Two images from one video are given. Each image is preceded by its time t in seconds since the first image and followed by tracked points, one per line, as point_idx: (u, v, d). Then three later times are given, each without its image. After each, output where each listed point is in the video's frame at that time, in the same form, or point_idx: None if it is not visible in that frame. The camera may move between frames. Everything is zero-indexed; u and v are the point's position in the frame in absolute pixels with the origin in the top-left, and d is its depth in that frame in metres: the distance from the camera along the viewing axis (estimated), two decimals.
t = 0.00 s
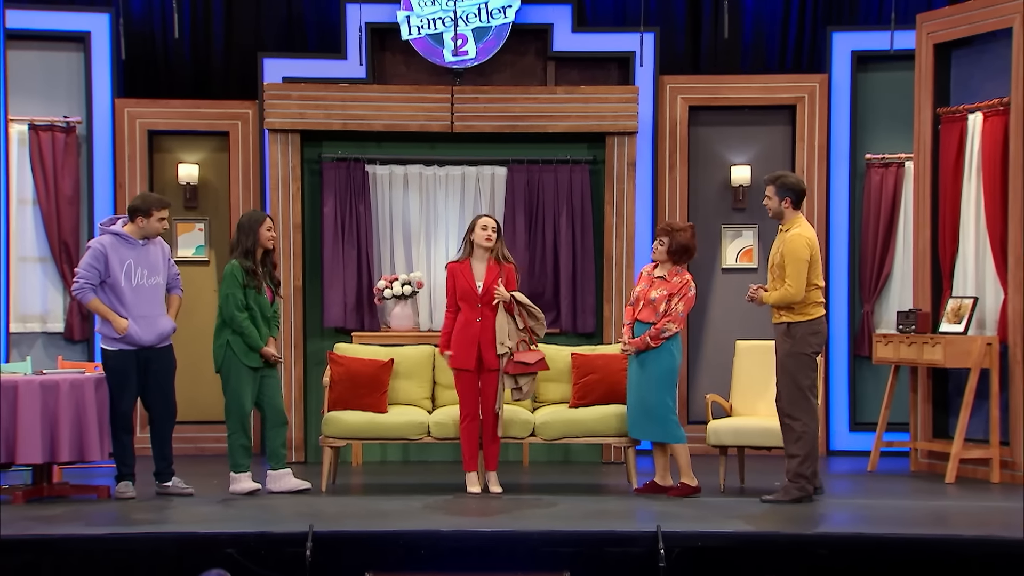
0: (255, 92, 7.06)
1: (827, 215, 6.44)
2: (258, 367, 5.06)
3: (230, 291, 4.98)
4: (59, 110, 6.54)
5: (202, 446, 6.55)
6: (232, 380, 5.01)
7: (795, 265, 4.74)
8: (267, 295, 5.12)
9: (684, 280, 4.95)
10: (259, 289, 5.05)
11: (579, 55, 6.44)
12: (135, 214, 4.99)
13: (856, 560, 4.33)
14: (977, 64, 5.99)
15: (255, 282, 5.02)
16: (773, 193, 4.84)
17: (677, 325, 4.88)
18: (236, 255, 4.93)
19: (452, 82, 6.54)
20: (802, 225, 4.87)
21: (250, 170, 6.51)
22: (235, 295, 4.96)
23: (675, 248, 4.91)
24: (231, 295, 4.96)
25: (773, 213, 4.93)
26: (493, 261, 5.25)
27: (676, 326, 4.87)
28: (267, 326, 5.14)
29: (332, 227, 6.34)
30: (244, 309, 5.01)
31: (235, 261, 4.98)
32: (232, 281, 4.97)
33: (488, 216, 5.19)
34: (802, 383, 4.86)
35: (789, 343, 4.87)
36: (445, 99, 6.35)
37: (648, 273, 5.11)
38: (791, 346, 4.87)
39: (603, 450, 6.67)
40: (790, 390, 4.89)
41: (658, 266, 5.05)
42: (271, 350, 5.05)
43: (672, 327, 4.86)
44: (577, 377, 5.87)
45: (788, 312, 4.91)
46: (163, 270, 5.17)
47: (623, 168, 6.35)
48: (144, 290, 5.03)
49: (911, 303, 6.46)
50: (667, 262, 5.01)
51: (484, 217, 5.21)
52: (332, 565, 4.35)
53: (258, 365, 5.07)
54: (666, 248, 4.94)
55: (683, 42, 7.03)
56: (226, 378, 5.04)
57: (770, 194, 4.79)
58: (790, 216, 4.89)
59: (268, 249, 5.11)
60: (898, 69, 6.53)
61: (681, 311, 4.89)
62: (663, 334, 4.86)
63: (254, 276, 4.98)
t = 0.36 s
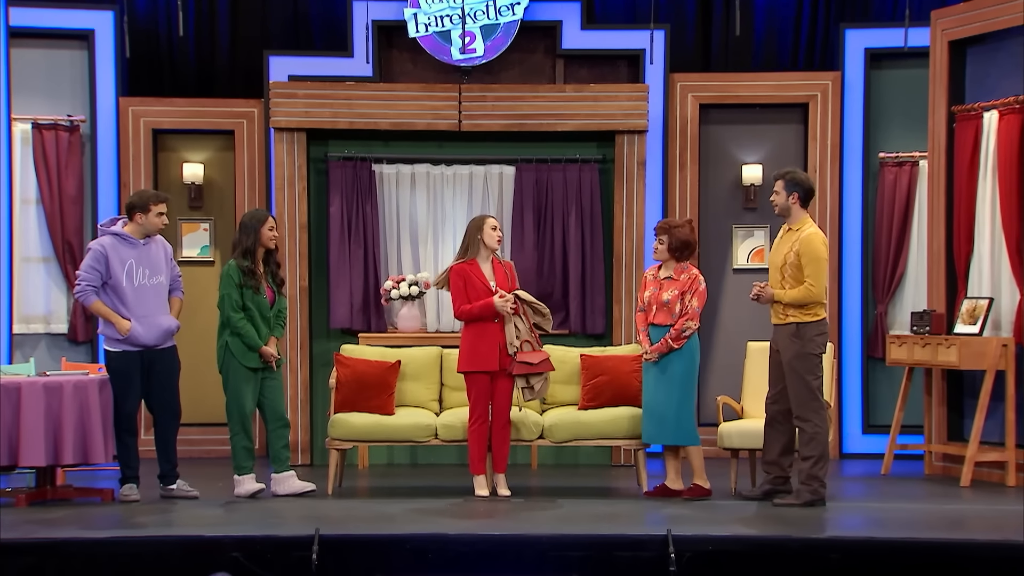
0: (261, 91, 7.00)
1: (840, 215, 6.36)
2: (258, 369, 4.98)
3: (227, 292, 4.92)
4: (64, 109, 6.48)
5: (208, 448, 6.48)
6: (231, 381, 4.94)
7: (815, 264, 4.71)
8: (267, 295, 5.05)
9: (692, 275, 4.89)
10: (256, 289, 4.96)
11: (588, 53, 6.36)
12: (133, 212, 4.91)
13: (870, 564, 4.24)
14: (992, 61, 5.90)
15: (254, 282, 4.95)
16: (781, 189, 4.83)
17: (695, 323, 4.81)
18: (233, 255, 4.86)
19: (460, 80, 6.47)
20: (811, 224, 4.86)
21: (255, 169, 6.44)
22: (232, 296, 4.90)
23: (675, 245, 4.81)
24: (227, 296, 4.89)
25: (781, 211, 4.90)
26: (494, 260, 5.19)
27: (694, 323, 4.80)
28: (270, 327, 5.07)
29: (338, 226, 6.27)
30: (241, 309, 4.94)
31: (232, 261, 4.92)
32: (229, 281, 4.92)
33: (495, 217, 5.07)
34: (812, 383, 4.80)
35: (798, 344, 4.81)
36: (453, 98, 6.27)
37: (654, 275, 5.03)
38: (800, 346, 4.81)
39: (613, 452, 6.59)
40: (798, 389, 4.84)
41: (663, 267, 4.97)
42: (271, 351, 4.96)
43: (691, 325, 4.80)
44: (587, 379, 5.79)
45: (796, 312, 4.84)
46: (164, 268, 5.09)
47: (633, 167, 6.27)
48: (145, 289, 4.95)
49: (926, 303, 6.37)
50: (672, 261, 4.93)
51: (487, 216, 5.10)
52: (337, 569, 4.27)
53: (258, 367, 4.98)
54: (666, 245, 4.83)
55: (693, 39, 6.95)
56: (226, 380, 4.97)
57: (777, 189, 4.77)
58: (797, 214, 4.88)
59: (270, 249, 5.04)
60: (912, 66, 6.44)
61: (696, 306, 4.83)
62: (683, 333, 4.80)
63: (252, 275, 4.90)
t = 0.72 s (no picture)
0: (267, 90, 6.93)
1: (852, 215, 6.27)
2: (278, 368, 4.91)
3: (241, 293, 4.84)
4: (67, 108, 6.42)
5: (212, 450, 6.41)
6: (250, 383, 4.87)
7: (823, 262, 4.63)
8: (281, 294, 4.98)
9: (709, 273, 4.81)
10: (270, 289, 4.90)
11: (597, 51, 6.29)
12: (134, 211, 4.84)
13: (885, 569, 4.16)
14: (1007, 59, 5.80)
15: (267, 282, 4.88)
16: (779, 191, 4.74)
17: (710, 320, 4.72)
18: (244, 255, 4.79)
19: (467, 78, 6.40)
20: (812, 223, 4.79)
21: (260, 168, 6.37)
22: (246, 296, 4.82)
23: (691, 245, 4.76)
24: (243, 297, 4.82)
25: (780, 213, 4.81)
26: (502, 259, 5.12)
27: (708, 320, 4.72)
28: (287, 326, 5.01)
29: (344, 226, 6.20)
30: (257, 309, 4.87)
31: (244, 262, 4.84)
32: (243, 282, 4.83)
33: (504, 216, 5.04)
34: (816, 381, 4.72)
35: (803, 345, 4.73)
36: (460, 96, 6.20)
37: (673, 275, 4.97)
38: (805, 347, 4.73)
39: (622, 455, 6.51)
40: (802, 388, 4.75)
41: (682, 267, 4.91)
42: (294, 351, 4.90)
43: (704, 321, 4.71)
44: (595, 381, 5.71)
45: (799, 312, 4.75)
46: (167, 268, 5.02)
47: (642, 166, 6.20)
48: (148, 289, 4.88)
49: (939, 305, 6.29)
50: (689, 260, 4.87)
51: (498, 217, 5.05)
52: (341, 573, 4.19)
53: (280, 366, 4.93)
54: (682, 247, 4.80)
55: (704, 37, 6.88)
56: (245, 382, 4.90)
57: (776, 191, 4.67)
58: (798, 214, 4.80)
59: (280, 249, 4.97)
60: (925, 64, 6.36)
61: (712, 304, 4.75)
62: (696, 331, 4.72)
63: (264, 275, 4.84)
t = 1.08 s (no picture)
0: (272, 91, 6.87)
1: (863, 217, 6.20)
2: (297, 370, 4.86)
3: (256, 296, 4.79)
4: (70, 108, 6.37)
5: (218, 454, 6.36)
6: (269, 386, 4.81)
7: (830, 259, 4.58)
8: (297, 295, 4.93)
9: (732, 275, 4.74)
10: (286, 289, 4.83)
11: (605, 51, 6.23)
12: (135, 210, 4.81)
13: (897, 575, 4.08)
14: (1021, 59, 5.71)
15: (282, 284, 4.82)
16: (770, 197, 4.66)
17: (730, 322, 4.66)
18: (257, 258, 4.74)
19: (474, 78, 6.34)
20: (810, 224, 4.72)
21: (265, 169, 6.31)
22: (262, 299, 4.77)
23: (713, 247, 4.71)
24: (260, 300, 4.76)
25: (775, 218, 4.73)
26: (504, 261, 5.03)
27: (729, 323, 4.66)
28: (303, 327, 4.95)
29: (350, 228, 6.14)
30: (274, 312, 4.82)
31: (258, 264, 4.80)
32: (257, 285, 4.77)
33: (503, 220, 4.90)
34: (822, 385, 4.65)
35: (814, 346, 4.66)
36: (466, 96, 6.14)
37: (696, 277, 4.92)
38: (819, 347, 4.66)
39: (631, 459, 6.45)
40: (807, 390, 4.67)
41: (704, 268, 4.86)
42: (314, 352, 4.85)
43: (726, 323, 4.66)
44: (603, 384, 5.63)
45: (814, 311, 4.68)
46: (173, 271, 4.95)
47: (651, 167, 6.14)
48: (151, 292, 4.81)
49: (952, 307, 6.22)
50: (711, 261, 4.80)
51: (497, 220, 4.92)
52: None
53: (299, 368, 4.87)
54: (704, 249, 4.74)
55: (713, 37, 6.83)
56: (263, 385, 4.84)
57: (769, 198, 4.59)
58: (794, 217, 4.73)
59: (293, 250, 4.91)
60: (937, 64, 6.29)
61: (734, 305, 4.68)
62: (718, 333, 4.67)
63: (279, 277, 4.78)
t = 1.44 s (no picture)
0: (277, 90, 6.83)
1: (874, 217, 6.15)
2: (301, 373, 4.81)
3: (264, 296, 4.75)
4: (74, 108, 6.32)
5: (222, 456, 6.31)
6: (271, 388, 4.76)
7: (841, 260, 4.52)
8: (304, 297, 4.88)
9: (747, 276, 4.69)
10: (293, 291, 4.78)
11: (612, 49, 6.17)
12: (140, 210, 4.76)
13: None
14: None
15: (290, 285, 4.77)
16: (790, 193, 4.61)
17: (744, 324, 4.61)
18: (265, 257, 4.70)
19: (480, 77, 6.30)
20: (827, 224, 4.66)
21: (270, 169, 6.26)
22: (269, 299, 4.72)
23: (731, 247, 4.65)
24: (266, 300, 4.71)
25: (792, 215, 4.67)
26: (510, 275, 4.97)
27: (743, 324, 4.60)
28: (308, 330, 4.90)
29: (355, 228, 6.09)
30: (280, 313, 4.77)
31: (266, 264, 4.76)
32: (265, 285, 4.74)
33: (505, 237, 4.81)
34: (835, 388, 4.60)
35: (825, 348, 4.61)
36: (473, 95, 6.09)
37: (713, 278, 4.87)
38: (828, 349, 4.60)
39: (639, 461, 6.39)
40: (821, 393, 4.63)
41: (721, 269, 4.81)
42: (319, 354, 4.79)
43: (740, 325, 4.60)
44: (611, 386, 5.58)
45: (822, 312, 4.61)
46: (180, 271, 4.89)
47: (659, 167, 6.09)
48: (155, 293, 4.76)
49: (963, 308, 6.16)
50: (728, 262, 4.76)
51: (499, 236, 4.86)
52: None
53: (303, 371, 4.82)
54: (722, 248, 4.69)
55: (722, 35, 6.78)
56: (266, 387, 4.78)
57: (786, 193, 4.54)
58: (811, 216, 4.67)
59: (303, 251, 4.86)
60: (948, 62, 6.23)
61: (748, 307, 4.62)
62: (731, 334, 4.62)
63: (287, 277, 4.74)
